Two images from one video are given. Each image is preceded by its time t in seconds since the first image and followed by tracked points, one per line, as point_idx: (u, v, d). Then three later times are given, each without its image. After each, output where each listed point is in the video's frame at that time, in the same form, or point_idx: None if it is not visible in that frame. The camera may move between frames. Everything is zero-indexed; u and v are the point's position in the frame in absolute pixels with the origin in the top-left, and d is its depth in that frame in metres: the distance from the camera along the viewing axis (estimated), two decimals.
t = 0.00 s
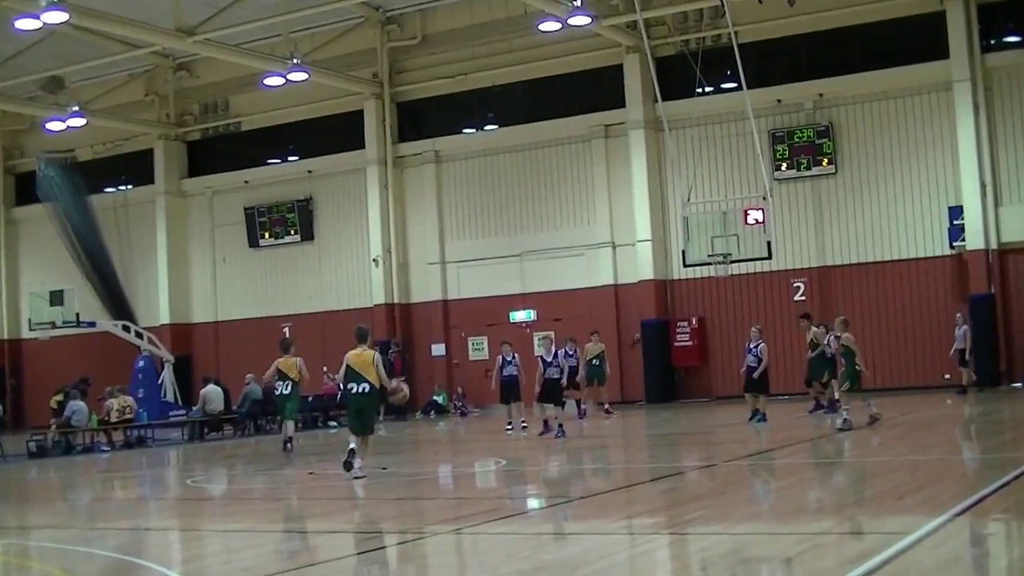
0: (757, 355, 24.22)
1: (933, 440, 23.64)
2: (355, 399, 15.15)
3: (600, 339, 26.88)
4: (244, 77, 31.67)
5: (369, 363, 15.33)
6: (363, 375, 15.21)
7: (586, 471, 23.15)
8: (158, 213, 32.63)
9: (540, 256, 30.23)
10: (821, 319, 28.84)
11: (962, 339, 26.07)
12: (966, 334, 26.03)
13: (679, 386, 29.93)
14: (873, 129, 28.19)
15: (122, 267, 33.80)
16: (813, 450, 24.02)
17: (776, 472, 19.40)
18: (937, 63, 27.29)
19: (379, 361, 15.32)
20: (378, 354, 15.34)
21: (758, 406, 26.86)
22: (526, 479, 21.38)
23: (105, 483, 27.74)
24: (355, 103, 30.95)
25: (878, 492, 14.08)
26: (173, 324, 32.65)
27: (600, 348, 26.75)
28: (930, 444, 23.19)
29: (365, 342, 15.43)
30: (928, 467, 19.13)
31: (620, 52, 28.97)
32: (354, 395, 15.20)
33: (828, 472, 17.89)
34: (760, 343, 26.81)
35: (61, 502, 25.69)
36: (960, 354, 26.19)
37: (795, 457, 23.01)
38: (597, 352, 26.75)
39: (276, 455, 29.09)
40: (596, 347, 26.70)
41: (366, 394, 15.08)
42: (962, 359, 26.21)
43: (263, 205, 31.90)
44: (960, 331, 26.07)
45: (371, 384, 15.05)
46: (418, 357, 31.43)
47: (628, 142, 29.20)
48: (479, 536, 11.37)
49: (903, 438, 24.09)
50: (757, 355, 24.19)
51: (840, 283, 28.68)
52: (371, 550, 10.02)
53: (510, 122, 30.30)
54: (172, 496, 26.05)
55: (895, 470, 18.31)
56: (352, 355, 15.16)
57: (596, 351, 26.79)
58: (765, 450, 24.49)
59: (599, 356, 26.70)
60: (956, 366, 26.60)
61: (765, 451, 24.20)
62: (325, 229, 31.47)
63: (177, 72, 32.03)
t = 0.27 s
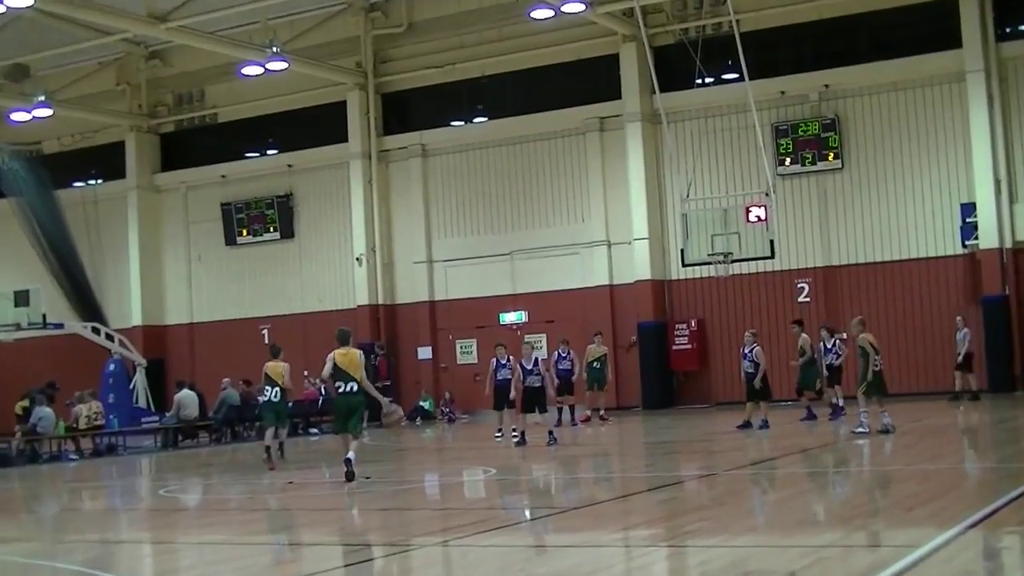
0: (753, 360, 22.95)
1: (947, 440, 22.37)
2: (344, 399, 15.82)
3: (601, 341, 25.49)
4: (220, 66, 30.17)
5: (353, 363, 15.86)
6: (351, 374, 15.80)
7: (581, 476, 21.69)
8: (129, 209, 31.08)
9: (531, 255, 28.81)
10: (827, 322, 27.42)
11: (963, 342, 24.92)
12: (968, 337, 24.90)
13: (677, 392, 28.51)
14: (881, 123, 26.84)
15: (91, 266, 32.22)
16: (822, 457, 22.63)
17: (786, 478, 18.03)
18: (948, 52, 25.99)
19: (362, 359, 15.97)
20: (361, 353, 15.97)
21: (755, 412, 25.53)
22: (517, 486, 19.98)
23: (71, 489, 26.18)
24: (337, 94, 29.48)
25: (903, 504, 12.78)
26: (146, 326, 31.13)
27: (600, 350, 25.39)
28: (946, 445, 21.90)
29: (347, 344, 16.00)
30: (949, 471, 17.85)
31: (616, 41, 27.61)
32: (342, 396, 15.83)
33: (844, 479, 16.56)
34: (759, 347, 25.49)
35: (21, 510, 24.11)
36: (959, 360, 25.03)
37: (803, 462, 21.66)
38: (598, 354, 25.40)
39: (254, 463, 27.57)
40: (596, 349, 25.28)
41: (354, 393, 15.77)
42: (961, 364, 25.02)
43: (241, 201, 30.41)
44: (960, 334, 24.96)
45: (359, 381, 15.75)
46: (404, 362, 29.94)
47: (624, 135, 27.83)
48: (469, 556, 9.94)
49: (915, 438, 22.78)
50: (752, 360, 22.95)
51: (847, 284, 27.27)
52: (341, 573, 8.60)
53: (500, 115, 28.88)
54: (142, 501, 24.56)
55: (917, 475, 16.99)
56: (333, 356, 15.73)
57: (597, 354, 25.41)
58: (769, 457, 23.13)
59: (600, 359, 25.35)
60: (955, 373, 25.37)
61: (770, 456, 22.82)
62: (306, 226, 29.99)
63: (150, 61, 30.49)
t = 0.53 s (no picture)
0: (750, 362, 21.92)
1: (959, 440, 21.36)
2: (333, 402, 14.70)
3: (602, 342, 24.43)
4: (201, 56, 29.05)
5: (342, 363, 14.81)
6: (340, 376, 14.80)
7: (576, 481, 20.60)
8: (107, 205, 29.92)
9: (526, 254, 27.74)
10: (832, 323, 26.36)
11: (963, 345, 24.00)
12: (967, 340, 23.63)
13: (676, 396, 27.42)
14: (890, 116, 25.78)
15: (68, 264, 31.05)
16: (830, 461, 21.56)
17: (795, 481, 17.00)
18: (959, 42, 24.96)
19: (351, 359, 14.90)
20: (350, 352, 14.92)
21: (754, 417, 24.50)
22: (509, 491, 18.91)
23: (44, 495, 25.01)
24: (323, 86, 28.39)
25: (927, 508, 11.76)
26: (125, 328, 29.99)
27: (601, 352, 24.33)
28: (958, 444, 20.90)
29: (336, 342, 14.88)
30: (966, 472, 16.88)
31: (612, 31, 26.54)
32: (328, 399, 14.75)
33: (857, 482, 15.54)
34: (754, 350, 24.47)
35: None
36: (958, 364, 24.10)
37: (810, 467, 20.58)
38: (598, 355, 24.33)
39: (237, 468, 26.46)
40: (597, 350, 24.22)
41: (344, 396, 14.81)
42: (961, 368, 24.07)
43: (224, 198, 29.32)
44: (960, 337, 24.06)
45: (349, 384, 14.86)
46: (393, 365, 28.80)
47: (622, 128, 26.77)
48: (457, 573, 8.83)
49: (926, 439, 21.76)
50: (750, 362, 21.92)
51: (853, 284, 26.21)
52: None
53: (493, 108, 27.79)
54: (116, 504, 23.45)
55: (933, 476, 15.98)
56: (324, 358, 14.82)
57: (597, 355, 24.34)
58: (774, 460, 22.10)
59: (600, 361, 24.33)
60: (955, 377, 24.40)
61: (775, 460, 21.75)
62: (291, 224, 28.89)
63: (128, 51, 29.32)
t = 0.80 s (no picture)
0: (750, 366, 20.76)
1: (976, 442, 20.22)
2: (326, 411, 13.95)
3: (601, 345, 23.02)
4: (180, 46, 27.79)
5: (337, 370, 14.08)
6: (334, 384, 14.07)
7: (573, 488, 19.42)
8: (80, 201, 28.61)
9: (520, 252, 26.53)
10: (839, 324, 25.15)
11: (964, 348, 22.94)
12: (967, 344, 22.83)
13: (677, 402, 26.19)
14: (901, 109, 24.61)
15: (40, 264, 29.72)
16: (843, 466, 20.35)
17: (808, 489, 15.85)
18: (974, 31, 23.81)
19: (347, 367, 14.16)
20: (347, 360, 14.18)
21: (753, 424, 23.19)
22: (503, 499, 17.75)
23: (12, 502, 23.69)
24: (307, 77, 27.14)
25: (968, 519, 10.59)
26: (101, 331, 28.70)
27: (601, 355, 22.94)
28: (976, 447, 19.77)
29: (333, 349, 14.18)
30: (992, 476, 15.70)
31: (611, 19, 25.36)
32: (322, 407, 14.02)
33: (878, 491, 14.39)
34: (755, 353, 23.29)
35: None
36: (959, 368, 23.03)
37: (823, 471, 19.41)
38: (599, 359, 22.94)
39: (217, 475, 25.16)
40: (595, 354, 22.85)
41: (338, 405, 14.04)
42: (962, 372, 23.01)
43: (203, 194, 28.08)
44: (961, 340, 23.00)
45: (343, 393, 14.08)
46: (381, 368, 27.51)
47: (621, 121, 25.58)
48: None
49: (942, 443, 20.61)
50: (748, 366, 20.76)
51: (861, 284, 25.03)
52: None
53: (485, 100, 26.57)
54: (85, 511, 22.20)
55: (958, 482, 14.85)
56: (323, 367, 14.29)
57: (597, 359, 22.95)
58: (782, 464, 20.91)
59: (601, 365, 22.98)
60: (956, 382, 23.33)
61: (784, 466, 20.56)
62: (273, 221, 27.65)
63: (102, 40, 27.83)
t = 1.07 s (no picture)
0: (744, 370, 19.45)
1: (994, 447, 18.95)
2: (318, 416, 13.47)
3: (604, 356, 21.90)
4: (151, 31, 26.40)
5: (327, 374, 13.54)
6: (323, 387, 13.55)
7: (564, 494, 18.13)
8: (45, 194, 27.14)
9: (510, 250, 25.19)
10: (845, 326, 23.82)
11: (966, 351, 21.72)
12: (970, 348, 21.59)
13: (675, 408, 24.77)
14: (911, 99, 23.31)
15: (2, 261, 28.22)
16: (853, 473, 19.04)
17: (820, 498, 14.58)
18: (989, 16, 22.57)
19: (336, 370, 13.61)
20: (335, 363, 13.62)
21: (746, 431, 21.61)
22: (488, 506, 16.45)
23: None
24: (285, 65, 25.75)
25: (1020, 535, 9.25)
26: (68, 332, 27.25)
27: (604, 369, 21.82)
28: (993, 450, 18.50)
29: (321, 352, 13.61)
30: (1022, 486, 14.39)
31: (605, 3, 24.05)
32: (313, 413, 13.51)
33: (898, 502, 13.11)
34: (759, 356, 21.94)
35: None
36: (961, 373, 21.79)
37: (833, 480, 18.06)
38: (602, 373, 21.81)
39: (187, 484, 23.68)
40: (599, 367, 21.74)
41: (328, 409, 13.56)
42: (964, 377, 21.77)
43: (175, 188, 26.66)
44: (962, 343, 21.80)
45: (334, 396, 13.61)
46: (362, 372, 26.10)
47: (615, 112, 24.30)
48: None
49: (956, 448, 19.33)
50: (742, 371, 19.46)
51: (869, 283, 23.71)
52: None
53: (473, 89, 25.22)
54: (42, 517, 20.81)
55: (985, 490, 13.59)
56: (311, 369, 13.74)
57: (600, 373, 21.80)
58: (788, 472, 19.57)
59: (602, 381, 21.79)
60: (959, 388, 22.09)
61: (785, 469, 19.26)
62: (248, 216, 26.25)
63: (68, 24, 26.76)
